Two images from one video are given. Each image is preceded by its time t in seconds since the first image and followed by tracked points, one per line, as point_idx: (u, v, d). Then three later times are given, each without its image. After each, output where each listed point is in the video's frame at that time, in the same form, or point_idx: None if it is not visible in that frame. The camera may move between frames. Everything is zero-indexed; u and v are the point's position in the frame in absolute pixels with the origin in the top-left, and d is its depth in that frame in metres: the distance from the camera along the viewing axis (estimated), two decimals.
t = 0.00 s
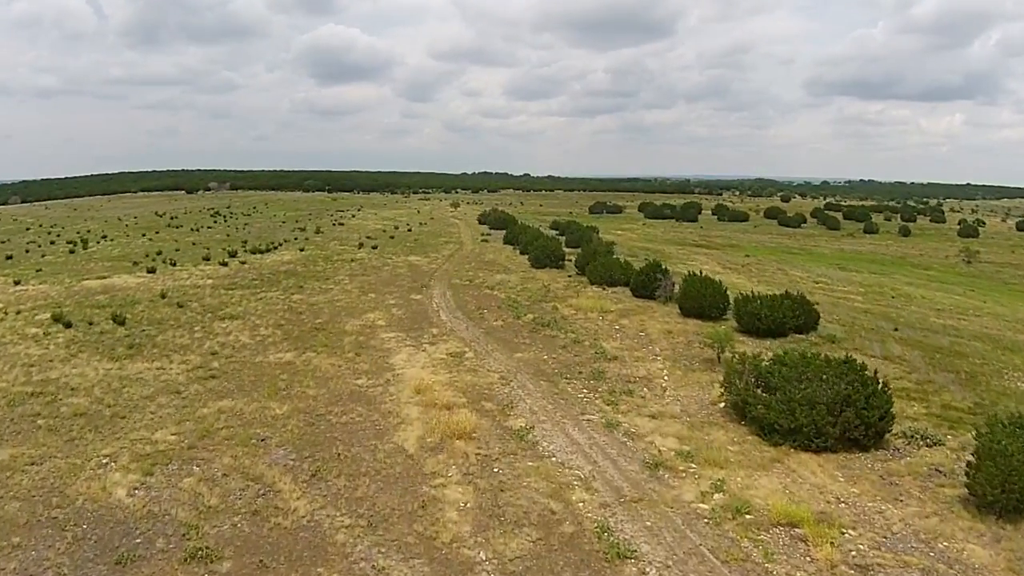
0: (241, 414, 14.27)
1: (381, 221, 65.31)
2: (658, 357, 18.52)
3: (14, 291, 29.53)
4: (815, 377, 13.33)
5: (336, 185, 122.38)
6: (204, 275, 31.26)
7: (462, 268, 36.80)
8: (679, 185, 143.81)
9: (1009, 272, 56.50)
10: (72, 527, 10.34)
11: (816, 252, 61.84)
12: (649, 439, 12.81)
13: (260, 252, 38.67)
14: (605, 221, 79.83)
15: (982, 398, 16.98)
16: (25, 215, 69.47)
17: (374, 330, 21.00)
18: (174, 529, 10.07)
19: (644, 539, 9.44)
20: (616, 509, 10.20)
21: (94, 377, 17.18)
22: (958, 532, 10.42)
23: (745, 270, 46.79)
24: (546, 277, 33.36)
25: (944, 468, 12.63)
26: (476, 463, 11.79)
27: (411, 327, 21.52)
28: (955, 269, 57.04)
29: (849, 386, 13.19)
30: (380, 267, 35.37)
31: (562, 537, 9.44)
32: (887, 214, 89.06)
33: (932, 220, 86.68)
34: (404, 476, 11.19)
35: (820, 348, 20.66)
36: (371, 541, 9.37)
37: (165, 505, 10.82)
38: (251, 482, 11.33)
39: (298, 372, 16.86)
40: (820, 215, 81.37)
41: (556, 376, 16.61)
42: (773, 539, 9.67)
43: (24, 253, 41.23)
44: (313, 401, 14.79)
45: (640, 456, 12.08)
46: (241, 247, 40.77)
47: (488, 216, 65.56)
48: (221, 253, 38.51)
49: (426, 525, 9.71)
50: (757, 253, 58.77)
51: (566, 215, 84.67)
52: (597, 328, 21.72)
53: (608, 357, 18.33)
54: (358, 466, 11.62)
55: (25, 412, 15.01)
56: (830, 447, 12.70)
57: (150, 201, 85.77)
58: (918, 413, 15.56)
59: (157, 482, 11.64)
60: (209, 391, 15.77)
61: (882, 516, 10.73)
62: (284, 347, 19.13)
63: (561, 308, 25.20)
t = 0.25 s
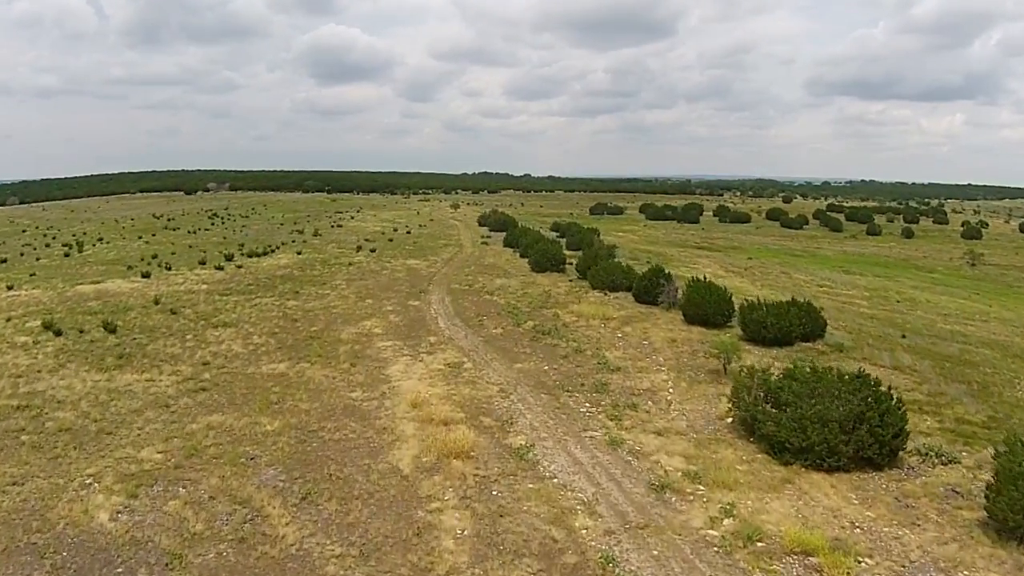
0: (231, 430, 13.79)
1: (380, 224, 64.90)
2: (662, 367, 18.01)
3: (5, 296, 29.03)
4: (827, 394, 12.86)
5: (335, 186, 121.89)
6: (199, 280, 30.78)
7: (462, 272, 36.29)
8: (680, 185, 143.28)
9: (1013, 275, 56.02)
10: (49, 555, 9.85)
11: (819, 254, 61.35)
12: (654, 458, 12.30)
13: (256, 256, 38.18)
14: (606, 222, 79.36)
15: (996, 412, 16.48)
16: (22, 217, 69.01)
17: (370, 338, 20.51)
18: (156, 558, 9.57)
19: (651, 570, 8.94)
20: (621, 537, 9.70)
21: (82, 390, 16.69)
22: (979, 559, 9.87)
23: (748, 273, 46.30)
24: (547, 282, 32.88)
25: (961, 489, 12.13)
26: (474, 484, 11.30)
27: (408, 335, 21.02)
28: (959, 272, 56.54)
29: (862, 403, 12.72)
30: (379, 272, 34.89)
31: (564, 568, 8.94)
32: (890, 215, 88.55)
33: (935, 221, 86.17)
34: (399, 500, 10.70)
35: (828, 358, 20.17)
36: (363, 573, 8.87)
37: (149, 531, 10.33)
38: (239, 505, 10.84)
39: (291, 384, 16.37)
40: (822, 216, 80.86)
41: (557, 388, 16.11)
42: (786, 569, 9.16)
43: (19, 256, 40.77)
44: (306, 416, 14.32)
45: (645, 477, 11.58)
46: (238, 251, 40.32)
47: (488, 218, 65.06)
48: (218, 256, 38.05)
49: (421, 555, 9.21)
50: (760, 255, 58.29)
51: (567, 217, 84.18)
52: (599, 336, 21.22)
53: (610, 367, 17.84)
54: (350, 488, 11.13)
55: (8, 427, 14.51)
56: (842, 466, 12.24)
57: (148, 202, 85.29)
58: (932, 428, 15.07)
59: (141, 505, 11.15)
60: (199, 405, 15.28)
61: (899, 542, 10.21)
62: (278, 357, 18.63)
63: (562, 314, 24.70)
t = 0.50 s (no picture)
0: (222, 446, 13.35)
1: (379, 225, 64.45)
2: (665, 377, 17.57)
3: None
4: (838, 409, 12.45)
5: (335, 186, 121.50)
6: (194, 284, 30.31)
7: (461, 275, 35.84)
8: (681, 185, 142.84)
9: (1018, 277, 55.60)
10: None
11: (821, 256, 60.93)
12: (660, 476, 11.85)
13: (253, 258, 37.74)
14: (606, 223, 78.90)
15: (1009, 424, 16.04)
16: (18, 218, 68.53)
17: (366, 346, 20.06)
18: None
19: None
20: (626, 563, 9.26)
21: (69, 401, 16.23)
22: None
23: (751, 276, 45.88)
24: (547, 286, 32.45)
25: (977, 508, 11.66)
26: (472, 504, 10.85)
27: (406, 342, 20.57)
28: (963, 274, 56.12)
29: (875, 419, 12.30)
30: (377, 274, 34.41)
31: None
32: (892, 217, 88.10)
33: (937, 222, 85.71)
34: (394, 522, 10.27)
35: (835, 367, 19.73)
36: None
37: (133, 555, 9.88)
38: (227, 528, 10.40)
39: (285, 395, 15.92)
40: (823, 217, 80.37)
41: (558, 399, 15.65)
42: None
43: (13, 259, 40.34)
44: (299, 431, 13.87)
45: (650, 497, 11.13)
46: (235, 253, 39.87)
47: (487, 219, 64.59)
48: (214, 259, 37.61)
49: None
50: (762, 257, 57.86)
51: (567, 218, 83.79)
52: (601, 344, 20.75)
53: (613, 377, 17.38)
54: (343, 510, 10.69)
55: None
56: (855, 485, 11.83)
57: (146, 203, 84.89)
58: (945, 443, 14.62)
59: (126, 526, 10.71)
60: (190, 419, 14.83)
61: (915, 567, 9.73)
62: (271, 365, 18.17)
63: (562, 320, 24.24)
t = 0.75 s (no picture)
0: (210, 465, 12.84)
1: (379, 227, 63.91)
2: (671, 389, 17.05)
3: None
4: (852, 428, 11.94)
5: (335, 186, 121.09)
6: (190, 289, 29.79)
7: (461, 279, 35.31)
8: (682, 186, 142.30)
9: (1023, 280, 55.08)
10: None
11: (824, 258, 60.41)
12: (666, 500, 11.32)
13: (250, 262, 37.25)
14: (608, 224, 78.39)
15: None
16: (15, 219, 68.07)
17: (362, 355, 19.55)
18: None
19: None
20: None
21: (56, 415, 15.73)
22: None
23: (754, 279, 45.39)
24: (548, 291, 31.96)
25: (999, 533, 11.11)
26: (469, 531, 10.32)
27: (404, 351, 20.06)
28: (968, 277, 55.58)
29: (891, 440, 11.81)
30: (376, 279, 33.87)
31: None
32: (895, 218, 87.57)
33: (941, 224, 85.18)
34: (387, 551, 9.76)
35: (844, 378, 19.22)
36: None
37: None
38: (212, 556, 9.88)
39: (277, 410, 15.40)
40: (826, 219, 79.83)
41: (560, 414, 15.13)
42: None
43: (8, 262, 39.87)
44: (291, 450, 13.35)
45: (656, 522, 10.61)
46: (232, 256, 39.35)
47: (488, 221, 64.08)
48: (211, 262, 37.12)
49: None
50: (764, 260, 57.37)
51: (568, 219, 83.23)
52: (603, 353, 20.23)
53: (616, 389, 16.86)
54: (333, 537, 10.18)
55: None
56: (870, 508, 11.34)
57: (146, 203, 85.66)
58: (961, 461, 14.08)
59: (108, 553, 10.20)
60: (179, 435, 14.32)
61: None
62: (264, 377, 17.66)
63: (564, 327, 23.72)
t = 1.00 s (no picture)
0: (200, 485, 12.39)
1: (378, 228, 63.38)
2: (675, 400, 16.59)
3: None
4: (865, 446, 11.49)
5: (334, 187, 120.69)
6: (185, 293, 29.36)
7: (460, 283, 34.76)
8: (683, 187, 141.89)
9: None
10: None
11: (827, 260, 59.92)
12: (673, 522, 10.87)
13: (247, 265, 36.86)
14: (608, 226, 77.92)
15: None
16: (12, 221, 67.62)
17: (359, 363, 19.12)
18: None
19: None
20: None
21: (42, 428, 15.29)
22: None
23: (756, 282, 44.97)
24: (549, 295, 31.52)
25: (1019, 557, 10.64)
26: (466, 557, 9.85)
27: (401, 360, 19.60)
28: (972, 279, 55.12)
29: (905, 459, 11.37)
30: (373, 283, 33.37)
31: None
32: (898, 219, 87.07)
33: (943, 225, 84.68)
34: None
35: (852, 389, 18.77)
36: None
37: None
38: None
39: (270, 423, 14.93)
40: (828, 220, 79.34)
41: (562, 427, 14.67)
42: None
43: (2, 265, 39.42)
44: (283, 468, 12.90)
45: (662, 547, 10.16)
46: (228, 260, 38.84)
47: (487, 223, 63.64)
48: (207, 265, 36.70)
49: None
50: (767, 262, 56.87)
51: (568, 221, 82.77)
52: (605, 362, 19.76)
53: (619, 400, 16.39)
54: (325, 564, 9.75)
55: None
56: (883, 531, 10.90)
57: (144, 203, 86.96)
58: (975, 478, 13.64)
59: None
60: (169, 452, 13.87)
61: None
62: (257, 387, 17.21)
63: (565, 333, 23.27)
